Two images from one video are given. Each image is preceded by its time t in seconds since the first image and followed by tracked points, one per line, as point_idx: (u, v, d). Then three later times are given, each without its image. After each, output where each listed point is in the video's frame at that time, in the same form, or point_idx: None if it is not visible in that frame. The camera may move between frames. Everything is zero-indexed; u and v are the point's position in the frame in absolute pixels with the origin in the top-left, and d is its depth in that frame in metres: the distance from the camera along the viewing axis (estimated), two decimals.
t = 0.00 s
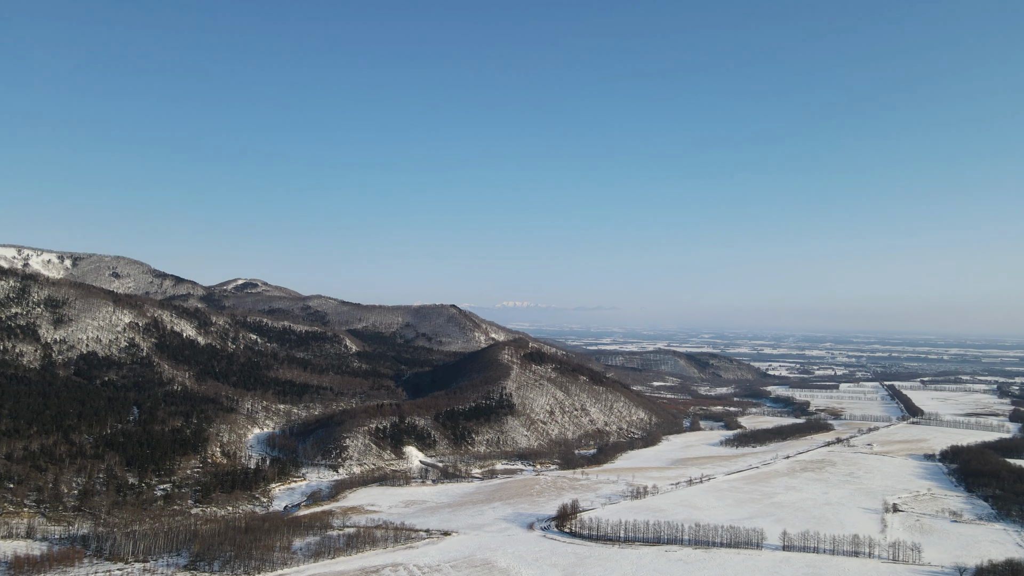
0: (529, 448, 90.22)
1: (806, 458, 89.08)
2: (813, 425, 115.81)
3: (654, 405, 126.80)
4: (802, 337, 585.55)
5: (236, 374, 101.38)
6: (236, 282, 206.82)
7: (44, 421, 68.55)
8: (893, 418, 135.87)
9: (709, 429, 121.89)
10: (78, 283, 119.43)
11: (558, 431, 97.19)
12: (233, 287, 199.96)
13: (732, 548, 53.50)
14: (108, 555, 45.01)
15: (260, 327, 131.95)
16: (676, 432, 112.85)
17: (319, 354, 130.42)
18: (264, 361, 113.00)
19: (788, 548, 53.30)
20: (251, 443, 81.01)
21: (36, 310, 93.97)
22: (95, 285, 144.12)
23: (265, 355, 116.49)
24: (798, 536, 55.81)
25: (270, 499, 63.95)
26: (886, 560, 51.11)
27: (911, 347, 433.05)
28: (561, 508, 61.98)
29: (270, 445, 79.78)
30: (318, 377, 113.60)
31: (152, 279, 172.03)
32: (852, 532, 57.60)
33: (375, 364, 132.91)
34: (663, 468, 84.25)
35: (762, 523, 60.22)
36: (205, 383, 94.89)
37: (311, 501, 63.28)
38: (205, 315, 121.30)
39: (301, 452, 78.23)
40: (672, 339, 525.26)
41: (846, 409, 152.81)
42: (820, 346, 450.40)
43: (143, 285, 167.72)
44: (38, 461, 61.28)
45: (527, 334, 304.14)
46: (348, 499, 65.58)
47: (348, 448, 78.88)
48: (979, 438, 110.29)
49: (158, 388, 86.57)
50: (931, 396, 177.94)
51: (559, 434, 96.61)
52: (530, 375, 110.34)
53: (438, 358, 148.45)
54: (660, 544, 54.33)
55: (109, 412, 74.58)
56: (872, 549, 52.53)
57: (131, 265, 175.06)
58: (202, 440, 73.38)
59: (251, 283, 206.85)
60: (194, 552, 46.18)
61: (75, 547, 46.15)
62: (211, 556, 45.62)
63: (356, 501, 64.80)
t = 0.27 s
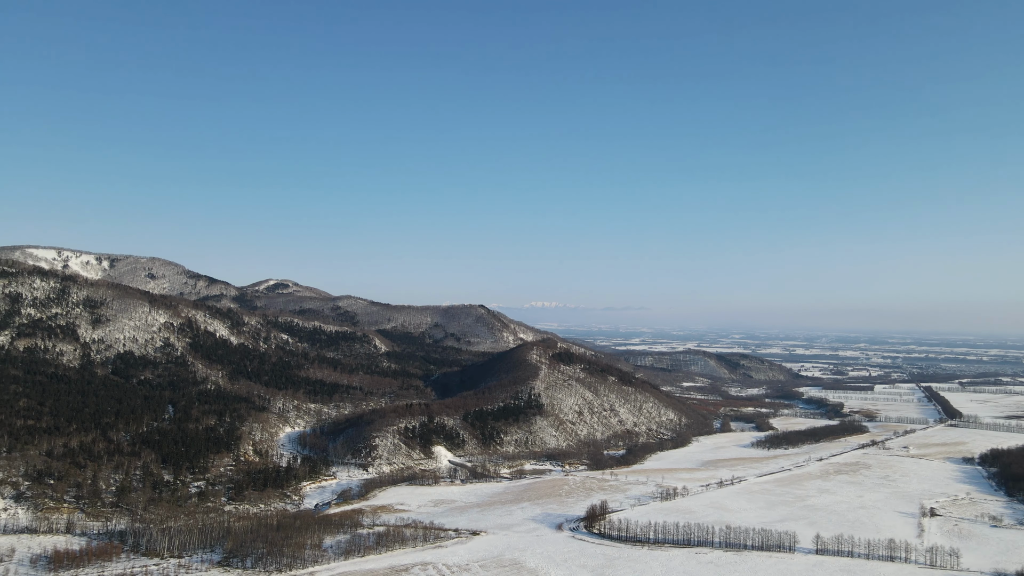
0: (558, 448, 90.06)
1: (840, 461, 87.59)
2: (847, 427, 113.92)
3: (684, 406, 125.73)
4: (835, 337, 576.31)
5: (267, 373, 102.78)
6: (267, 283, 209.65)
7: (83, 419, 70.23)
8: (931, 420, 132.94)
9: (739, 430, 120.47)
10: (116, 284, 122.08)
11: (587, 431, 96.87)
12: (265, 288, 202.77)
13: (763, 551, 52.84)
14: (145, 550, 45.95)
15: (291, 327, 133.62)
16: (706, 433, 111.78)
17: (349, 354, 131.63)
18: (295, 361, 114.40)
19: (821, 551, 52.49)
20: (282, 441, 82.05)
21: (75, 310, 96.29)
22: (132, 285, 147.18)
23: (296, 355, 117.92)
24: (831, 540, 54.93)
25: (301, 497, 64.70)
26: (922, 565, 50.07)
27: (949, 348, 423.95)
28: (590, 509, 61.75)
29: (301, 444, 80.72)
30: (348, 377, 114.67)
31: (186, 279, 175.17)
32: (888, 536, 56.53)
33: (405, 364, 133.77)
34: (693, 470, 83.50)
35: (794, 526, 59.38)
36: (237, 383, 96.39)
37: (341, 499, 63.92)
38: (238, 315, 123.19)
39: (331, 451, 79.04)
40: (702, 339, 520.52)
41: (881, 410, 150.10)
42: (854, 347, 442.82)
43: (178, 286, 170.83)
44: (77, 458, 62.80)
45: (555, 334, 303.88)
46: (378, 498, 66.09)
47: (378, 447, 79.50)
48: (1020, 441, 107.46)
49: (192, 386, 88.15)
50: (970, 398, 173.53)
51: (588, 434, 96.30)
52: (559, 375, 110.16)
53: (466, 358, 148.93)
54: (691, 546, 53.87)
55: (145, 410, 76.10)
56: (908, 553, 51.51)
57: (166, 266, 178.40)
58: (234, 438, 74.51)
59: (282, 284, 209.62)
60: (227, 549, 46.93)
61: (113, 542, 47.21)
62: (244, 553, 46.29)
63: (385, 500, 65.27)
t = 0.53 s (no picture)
0: (587, 449, 89.76)
1: (875, 464, 86.02)
2: (882, 429, 111.83)
3: (714, 407, 124.52)
4: (870, 338, 566.27)
5: (298, 373, 104.04)
6: (298, 283, 212.16)
7: (120, 417, 71.78)
8: (969, 423, 129.92)
9: (771, 431, 118.97)
10: (151, 285, 124.52)
11: (616, 432, 96.41)
12: (296, 288, 205.39)
13: (796, 554, 52.13)
14: (180, 547, 46.81)
15: (322, 327, 135.10)
16: (737, 434, 110.55)
17: (378, 354, 132.70)
18: (325, 360, 115.67)
19: (856, 555, 51.60)
20: (313, 440, 82.96)
21: (112, 310, 98.44)
22: (167, 286, 150.04)
23: (327, 354, 119.16)
24: (866, 544, 53.97)
25: (332, 496, 65.33)
26: (961, 571, 48.97)
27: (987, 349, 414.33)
28: (619, 510, 61.48)
29: (332, 443, 81.55)
30: (378, 377, 115.59)
31: (219, 280, 178.03)
32: (924, 541, 55.40)
33: (433, 364, 134.47)
34: (724, 472, 82.62)
35: (828, 529, 58.47)
36: (269, 382, 97.75)
37: (371, 498, 64.46)
38: (269, 315, 124.94)
39: (361, 450, 79.75)
40: (732, 339, 515.14)
41: (918, 412, 147.06)
42: (889, 347, 434.64)
43: (211, 286, 173.73)
44: (115, 455, 64.18)
45: (584, 335, 303.03)
46: (407, 497, 66.51)
47: (407, 447, 79.99)
48: None
49: (225, 385, 89.61)
50: (1011, 401, 169.17)
51: (617, 435, 95.84)
52: (588, 375, 109.78)
53: (494, 358, 149.17)
54: (721, 548, 53.32)
55: (180, 408, 77.53)
56: (945, 559, 50.42)
57: (200, 267, 181.55)
58: (266, 436, 75.55)
59: (313, 284, 212.16)
60: (259, 545, 47.60)
61: (149, 538, 48.17)
62: (276, 550, 46.88)
63: (415, 499, 65.63)
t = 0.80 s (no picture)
0: (616, 449, 89.35)
1: (911, 467, 84.28)
2: (919, 432, 109.53)
3: (745, 408, 123.07)
4: (905, 339, 555.23)
5: (329, 372, 105.13)
6: (328, 284, 214.32)
7: (156, 416, 73.19)
8: (1010, 426, 126.70)
9: (803, 433, 117.27)
10: (186, 286, 126.73)
11: (645, 433, 95.81)
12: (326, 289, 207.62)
13: (829, 558, 51.30)
14: (214, 543, 47.59)
15: (352, 327, 136.36)
16: (768, 436, 109.17)
17: (407, 354, 133.53)
18: (355, 360, 116.72)
19: (891, 560, 50.63)
20: (343, 439, 83.74)
21: (148, 311, 100.41)
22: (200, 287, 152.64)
23: (357, 354, 120.20)
24: (902, 549, 52.92)
25: (362, 494, 65.87)
26: None
27: None
28: (648, 511, 61.06)
29: (362, 442, 82.23)
30: (407, 377, 116.33)
31: (251, 281, 180.61)
32: (963, 547, 54.14)
33: (462, 364, 134.94)
34: (755, 473, 81.62)
35: (862, 533, 57.45)
36: (300, 381, 98.96)
37: (401, 497, 64.87)
38: (300, 316, 126.44)
39: (391, 450, 80.29)
40: (764, 340, 508.90)
41: (956, 414, 143.77)
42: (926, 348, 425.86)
43: (244, 287, 176.33)
44: (151, 453, 65.44)
45: (612, 335, 301.74)
46: (436, 496, 66.81)
47: (436, 446, 80.37)
48: None
49: (257, 384, 90.88)
50: None
51: (646, 436, 95.24)
52: (616, 376, 109.21)
53: (523, 358, 149.16)
54: (753, 551, 52.69)
55: (213, 407, 78.82)
56: (985, 565, 49.21)
57: (232, 268, 184.40)
58: (297, 435, 76.45)
59: (343, 285, 214.31)
60: (291, 543, 48.16)
61: (184, 534, 49.03)
62: (307, 547, 47.40)
63: (444, 499, 65.91)
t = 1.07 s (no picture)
0: (646, 450, 88.77)
1: (949, 470, 82.38)
2: (957, 435, 107.01)
3: (777, 409, 121.41)
4: (943, 339, 543.46)
5: (359, 372, 106.06)
6: (358, 284, 216.21)
7: (190, 414, 74.50)
8: None
9: (837, 435, 115.34)
10: (219, 286, 128.80)
11: (676, 434, 95.04)
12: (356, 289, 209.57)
13: (864, 562, 50.36)
14: (246, 540, 48.27)
15: (381, 328, 137.42)
16: (801, 438, 107.56)
17: (436, 354, 134.14)
18: (385, 360, 117.60)
19: (929, 565, 49.53)
20: (373, 438, 84.40)
21: (183, 311, 102.25)
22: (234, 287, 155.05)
23: (386, 354, 121.08)
24: (940, 554, 51.74)
25: (391, 493, 66.31)
26: None
27: None
28: (679, 513, 60.53)
29: (391, 441, 82.78)
30: (436, 376, 116.87)
31: (283, 281, 182.97)
32: (1004, 553, 52.75)
33: (491, 364, 135.17)
34: (788, 476, 80.46)
35: (898, 538, 56.30)
36: (331, 381, 100.00)
37: (430, 497, 65.16)
38: (331, 316, 127.75)
39: (420, 449, 80.76)
40: (796, 340, 501.83)
41: (996, 417, 140.21)
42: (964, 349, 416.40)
43: (276, 287, 178.70)
44: (185, 450, 66.65)
45: (642, 335, 300.08)
46: (465, 496, 66.99)
47: (465, 446, 80.60)
48: None
49: (289, 384, 92.03)
50: None
51: (676, 437, 94.47)
52: (646, 376, 108.54)
53: (551, 358, 148.97)
54: (785, 555, 51.93)
55: (246, 406, 80.00)
56: None
57: (265, 269, 187.05)
58: (328, 434, 77.25)
59: (373, 285, 216.18)
60: (322, 541, 48.66)
61: (218, 531, 49.84)
62: (338, 545, 47.85)
63: (473, 498, 66.06)
